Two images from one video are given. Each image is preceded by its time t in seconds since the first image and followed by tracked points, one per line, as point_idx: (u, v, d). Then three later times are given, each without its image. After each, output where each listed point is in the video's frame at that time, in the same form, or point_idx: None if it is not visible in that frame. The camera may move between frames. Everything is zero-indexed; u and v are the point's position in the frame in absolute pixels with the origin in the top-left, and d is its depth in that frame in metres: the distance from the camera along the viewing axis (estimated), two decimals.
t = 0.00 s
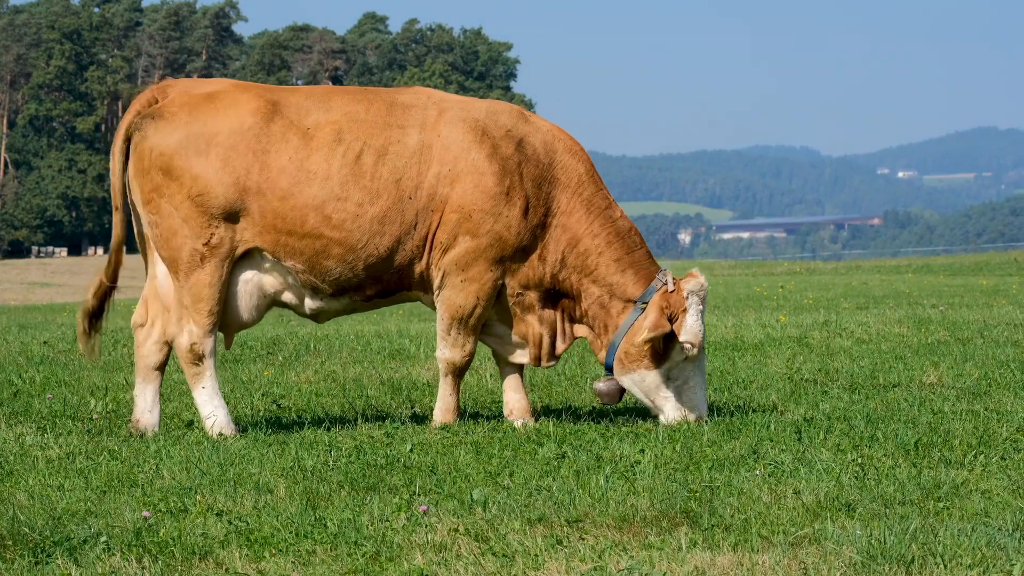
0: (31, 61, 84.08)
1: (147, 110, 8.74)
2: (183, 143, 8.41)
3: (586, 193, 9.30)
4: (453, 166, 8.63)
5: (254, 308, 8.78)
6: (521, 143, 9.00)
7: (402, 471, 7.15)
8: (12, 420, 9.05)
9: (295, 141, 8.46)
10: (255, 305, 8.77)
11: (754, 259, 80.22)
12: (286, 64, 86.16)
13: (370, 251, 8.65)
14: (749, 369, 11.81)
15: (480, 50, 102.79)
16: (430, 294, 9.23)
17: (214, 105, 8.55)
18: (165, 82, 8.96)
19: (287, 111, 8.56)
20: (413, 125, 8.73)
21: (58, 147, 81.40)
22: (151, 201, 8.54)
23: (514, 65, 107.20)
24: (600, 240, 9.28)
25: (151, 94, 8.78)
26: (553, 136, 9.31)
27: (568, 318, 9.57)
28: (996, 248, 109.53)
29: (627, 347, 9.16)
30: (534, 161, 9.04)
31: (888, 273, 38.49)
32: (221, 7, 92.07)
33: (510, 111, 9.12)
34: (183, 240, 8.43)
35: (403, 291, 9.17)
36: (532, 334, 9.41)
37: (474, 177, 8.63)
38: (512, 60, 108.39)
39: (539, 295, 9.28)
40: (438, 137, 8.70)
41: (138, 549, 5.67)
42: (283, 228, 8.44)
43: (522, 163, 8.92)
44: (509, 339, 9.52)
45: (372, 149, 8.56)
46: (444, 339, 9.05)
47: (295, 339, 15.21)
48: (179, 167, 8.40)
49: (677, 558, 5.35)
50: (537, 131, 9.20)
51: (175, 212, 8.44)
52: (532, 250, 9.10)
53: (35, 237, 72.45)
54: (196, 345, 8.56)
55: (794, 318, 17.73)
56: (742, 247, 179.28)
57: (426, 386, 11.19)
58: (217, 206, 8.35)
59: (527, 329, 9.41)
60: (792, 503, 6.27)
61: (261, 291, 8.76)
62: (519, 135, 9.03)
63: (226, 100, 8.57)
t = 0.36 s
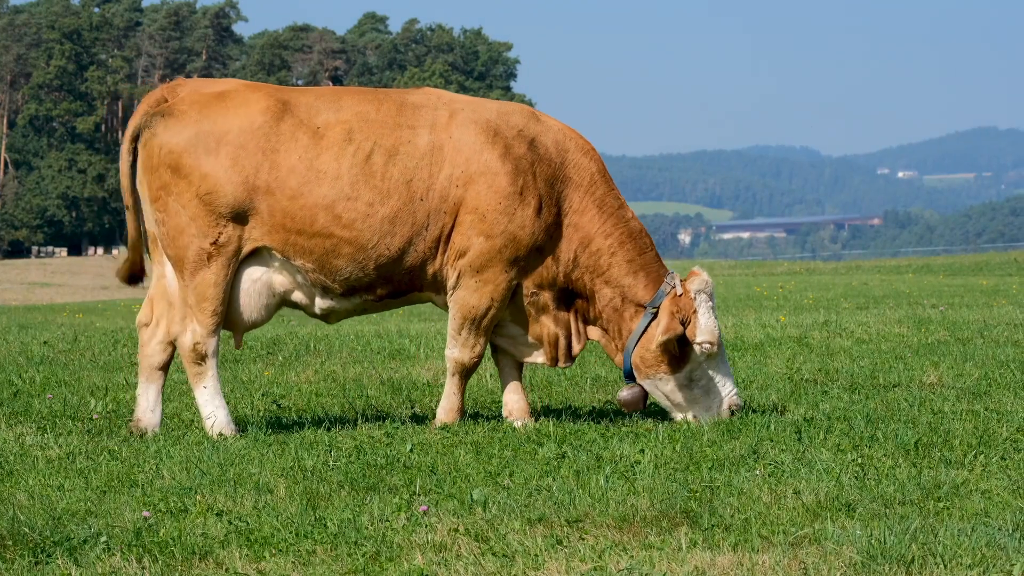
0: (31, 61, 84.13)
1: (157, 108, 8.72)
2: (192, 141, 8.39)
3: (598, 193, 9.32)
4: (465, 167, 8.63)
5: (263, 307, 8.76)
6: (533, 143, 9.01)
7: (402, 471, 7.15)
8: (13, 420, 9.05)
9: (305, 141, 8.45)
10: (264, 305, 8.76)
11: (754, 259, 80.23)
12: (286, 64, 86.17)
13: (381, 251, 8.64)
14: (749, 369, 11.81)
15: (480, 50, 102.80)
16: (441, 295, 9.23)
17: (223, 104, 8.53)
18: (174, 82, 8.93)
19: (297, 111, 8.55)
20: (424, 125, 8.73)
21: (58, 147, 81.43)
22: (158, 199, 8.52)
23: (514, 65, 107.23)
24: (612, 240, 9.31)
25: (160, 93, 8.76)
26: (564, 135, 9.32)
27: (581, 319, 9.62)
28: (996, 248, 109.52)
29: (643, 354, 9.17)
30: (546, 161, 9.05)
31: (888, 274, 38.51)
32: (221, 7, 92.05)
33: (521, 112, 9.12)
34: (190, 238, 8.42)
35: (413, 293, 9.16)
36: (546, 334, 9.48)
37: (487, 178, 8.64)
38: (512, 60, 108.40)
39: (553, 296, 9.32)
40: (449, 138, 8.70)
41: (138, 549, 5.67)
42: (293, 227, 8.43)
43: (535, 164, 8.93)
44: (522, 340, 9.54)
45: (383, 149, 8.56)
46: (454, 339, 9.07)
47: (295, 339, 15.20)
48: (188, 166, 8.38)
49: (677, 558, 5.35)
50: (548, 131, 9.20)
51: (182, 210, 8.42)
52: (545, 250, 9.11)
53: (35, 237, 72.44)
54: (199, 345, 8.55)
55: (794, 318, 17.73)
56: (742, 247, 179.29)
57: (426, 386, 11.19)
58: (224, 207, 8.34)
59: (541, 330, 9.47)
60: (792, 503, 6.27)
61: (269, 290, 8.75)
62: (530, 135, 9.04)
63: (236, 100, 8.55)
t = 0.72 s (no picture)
0: (31, 62, 84.18)
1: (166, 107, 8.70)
2: (201, 140, 8.38)
3: (608, 196, 9.31)
4: (475, 168, 8.62)
5: (271, 307, 8.76)
6: (543, 144, 9.00)
7: (402, 471, 7.15)
8: (13, 420, 9.05)
9: (315, 141, 8.45)
10: (272, 305, 8.76)
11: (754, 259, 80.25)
12: (286, 64, 86.19)
13: (389, 250, 8.64)
14: (749, 369, 11.82)
15: (481, 50, 102.82)
16: (449, 296, 9.24)
17: (233, 103, 8.52)
18: (184, 82, 8.92)
19: (307, 111, 8.55)
20: (434, 125, 8.73)
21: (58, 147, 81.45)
22: (166, 198, 8.52)
23: (514, 65, 107.26)
24: (620, 241, 9.30)
25: (170, 92, 8.75)
26: (575, 136, 9.31)
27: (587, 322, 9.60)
28: (997, 248, 109.52)
29: (642, 359, 9.23)
30: (556, 162, 9.04)
31: (888, 273, 38.52)
32: (221, 7, 92.05)
33: (532, 113, 9.11)
34: (198, 238, 8.41)
35: (422, 293, 9.16)
36: (552, 336, 9.46)
37: (497, 179, 8.63)
38: (512, 60, 108.44)
39: (561, 297, 9.30)
40: (459, 139, 8.69)
41: (138, 549, 5.67)
42: (301, 226, 8.44)
43: (545, 165, 8.92)
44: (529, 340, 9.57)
45: (392, 148, 8.55)
46: (460, 339, 9.08)
47: (296, 339, 15.20)
48: (197, 165, 8.37)
49: (677, 558, 5.35)
50: (558, 132, 9.19)
51: (190, 210, 8.41)
52: (554, 251, 9.10)
53: (35, 237, 72.37)
54: (202, 344, 8.54)
55: (794, 318, 17.73)
56: (742, 247, 179.31)
57: (426, 386, 11.19)
58: (233, 207, 8.34)
59: (547, 331, 9.46)
60: (792, 503, 6.27)
61: (277, 290, 8.74)
62: (541, 136, 9.02)
63: (246, 99, 8.54)
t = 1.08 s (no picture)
0: (31, 62, 84.25)
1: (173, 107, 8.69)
2: (209, 140, 8.37)
3: (616, 192, 9.32)
4: (483, 169, 8.62)
5: (280, 307, 8.75)
6: (551, 143, 9.00)
7: (402, 471, 7.15)
8: (13, 420, 9.05)
9: (324, 140, 8.44)
10: (280, 304, 8.75)
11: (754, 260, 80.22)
12: (286, 64, 86.18)
13: (398, 250, 8.64)
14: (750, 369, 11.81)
15: (481, 50, 102.85)
16: (457, 296, 9.24)
17: (240, 102, 8.51)
18: (190, 81, 8.91)
19: (314, 111, 8.55)
20: (442, 125, 8.72)
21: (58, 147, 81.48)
22: (173, 197, 8.50)
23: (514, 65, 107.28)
24: (629, 235, 9.32)
25: (177, 92, 8.74)
26: (582, 133, 9.30)
27: (599, 318, 9.65)
28: (996, 247, 109.51)
29: (660, 346, 9.20)
30: (564, 161, 9.03)
31: (888, 273, 38.51)
32: (221, 7, 92.04)
33: (539, 112, 9.10)
34: (204, 238, 8.40)
35: (431, 293, 9.16)
36: (564, 334, 9.52)
37: (505, 179, 8.63)
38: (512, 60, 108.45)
39: (571, 296, 9.34)
40: (467, 138, 8.69)
41: (138, 549, 5.66)
42: (310, 226, 8.43)
43: (553, 164, 8.92)
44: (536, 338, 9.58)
45: (401, 149, 8.55)
46: (466, 339, 9.07)
47: (295, 339, 15.20)
48: (205, 164, 8.35)
49: (677, 558, 5.35)
50: (565, 130, 9.19)
51: (197, 210, 8.39)
52: (563, 250, 9.10)
53: (36, 237, 72.28)
54: (205, 344, 8.54)
55: (794, 318, 17.74)
56: (742, 247, 179.30)
57: (426, 386, 11.19)
58: (242, 210, 8.33)
59: (559, 330, 9.50)
60: (792, 503, 6.27)
61: (285, 289, 8.74)
62: (549, 135, 9.02)
63: (253, 99, 8.53)
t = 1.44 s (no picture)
0: (31, 62, 84.27)
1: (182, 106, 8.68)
2: (217, 140, 8.36)
3: (619, 196, 9.31)
4: (490, 170, 8.63)
5: (286, 307, 8.73)
6: (558, 144, 9.00)
7: (402, 471, 7.15)
8: (12, 420, 9.05)
9: (332, 140, 8.45)
10: (287, 305, 8.73)
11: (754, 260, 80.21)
12: (286, 64, 86.23)
13: (405, 250, 8.64)
14: (750, 369, 11.82)
15: (480, 50, 102.87)
16: (462, 297, 9.24)
17: (249, 102, 8.51)
18: (198, 81, 8.90)
19: (323, 111, 8.55)
20: (450, 126, 8.73)
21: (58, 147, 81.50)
22: (180, 197, 8.47)
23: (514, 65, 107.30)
24: (629, 242, 9.30)
25: (185, 91, 8.73)
26: (589, 135, 9.31)
27: (598, 322, 9.63)
28: (996, 247, 109.51)
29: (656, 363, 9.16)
30: (570, 162, 9.04)
31: (888, 274, 38.53)
32: (221, 7, 92.07)
33: (546, 113, 9.10)
34: (211, 238, 8.39)
35: (437, 294, 9.16)
36: (563, 337, 9.52)
37: (512, 180, 8.64)
38: (512, 59, 108.45)
39: (571, 300, 9.34)
40: (474, 139, 8.69)
41: (138, 549, 5.66)
42: (317, 226, 8.43)
43: (560, 165, 8.92)
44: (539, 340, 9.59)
45: (410, 148, 8.56)
46: (468, 339, 9.06)
47: (295, 339, 15.19)
48: (213, 164, 8.35)
49: (677, 558, 5.34)
50: (572, 131, 9.18)
51: (205, 209, 8.38)
52: (567, 252, 9.11)
53: (36, 237, 72.21)
54: (208, 344, 8.55)
55: (794, 318, 17.74)
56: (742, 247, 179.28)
57: (427, 386, 11.19)
58: (250, 211, 8.33)
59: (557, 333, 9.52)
60: (792, 503, 6.27)
61: (292, 290, 8.72)
62: (556, 136, 9.02)
63: (262, 99, 8.53)
